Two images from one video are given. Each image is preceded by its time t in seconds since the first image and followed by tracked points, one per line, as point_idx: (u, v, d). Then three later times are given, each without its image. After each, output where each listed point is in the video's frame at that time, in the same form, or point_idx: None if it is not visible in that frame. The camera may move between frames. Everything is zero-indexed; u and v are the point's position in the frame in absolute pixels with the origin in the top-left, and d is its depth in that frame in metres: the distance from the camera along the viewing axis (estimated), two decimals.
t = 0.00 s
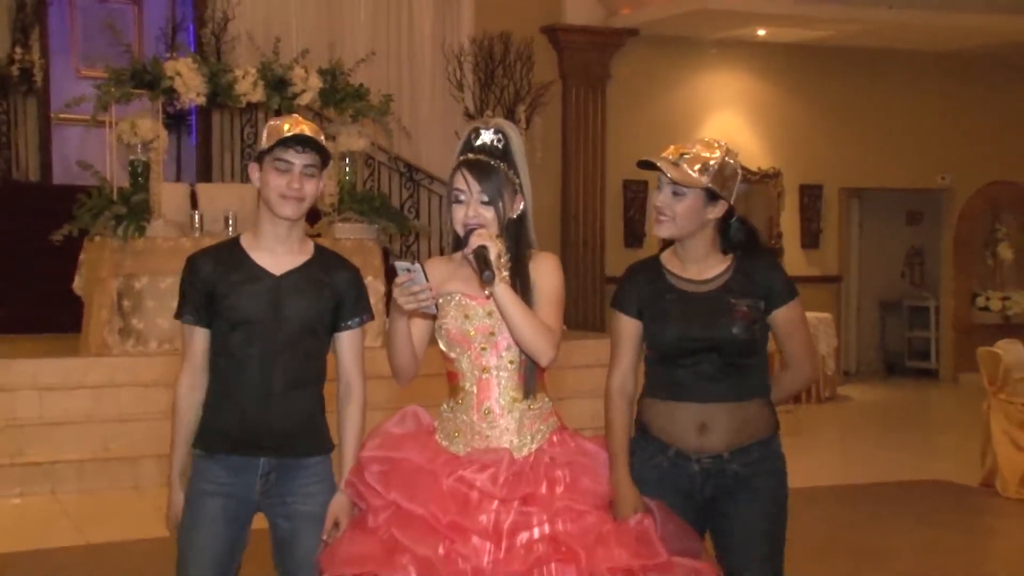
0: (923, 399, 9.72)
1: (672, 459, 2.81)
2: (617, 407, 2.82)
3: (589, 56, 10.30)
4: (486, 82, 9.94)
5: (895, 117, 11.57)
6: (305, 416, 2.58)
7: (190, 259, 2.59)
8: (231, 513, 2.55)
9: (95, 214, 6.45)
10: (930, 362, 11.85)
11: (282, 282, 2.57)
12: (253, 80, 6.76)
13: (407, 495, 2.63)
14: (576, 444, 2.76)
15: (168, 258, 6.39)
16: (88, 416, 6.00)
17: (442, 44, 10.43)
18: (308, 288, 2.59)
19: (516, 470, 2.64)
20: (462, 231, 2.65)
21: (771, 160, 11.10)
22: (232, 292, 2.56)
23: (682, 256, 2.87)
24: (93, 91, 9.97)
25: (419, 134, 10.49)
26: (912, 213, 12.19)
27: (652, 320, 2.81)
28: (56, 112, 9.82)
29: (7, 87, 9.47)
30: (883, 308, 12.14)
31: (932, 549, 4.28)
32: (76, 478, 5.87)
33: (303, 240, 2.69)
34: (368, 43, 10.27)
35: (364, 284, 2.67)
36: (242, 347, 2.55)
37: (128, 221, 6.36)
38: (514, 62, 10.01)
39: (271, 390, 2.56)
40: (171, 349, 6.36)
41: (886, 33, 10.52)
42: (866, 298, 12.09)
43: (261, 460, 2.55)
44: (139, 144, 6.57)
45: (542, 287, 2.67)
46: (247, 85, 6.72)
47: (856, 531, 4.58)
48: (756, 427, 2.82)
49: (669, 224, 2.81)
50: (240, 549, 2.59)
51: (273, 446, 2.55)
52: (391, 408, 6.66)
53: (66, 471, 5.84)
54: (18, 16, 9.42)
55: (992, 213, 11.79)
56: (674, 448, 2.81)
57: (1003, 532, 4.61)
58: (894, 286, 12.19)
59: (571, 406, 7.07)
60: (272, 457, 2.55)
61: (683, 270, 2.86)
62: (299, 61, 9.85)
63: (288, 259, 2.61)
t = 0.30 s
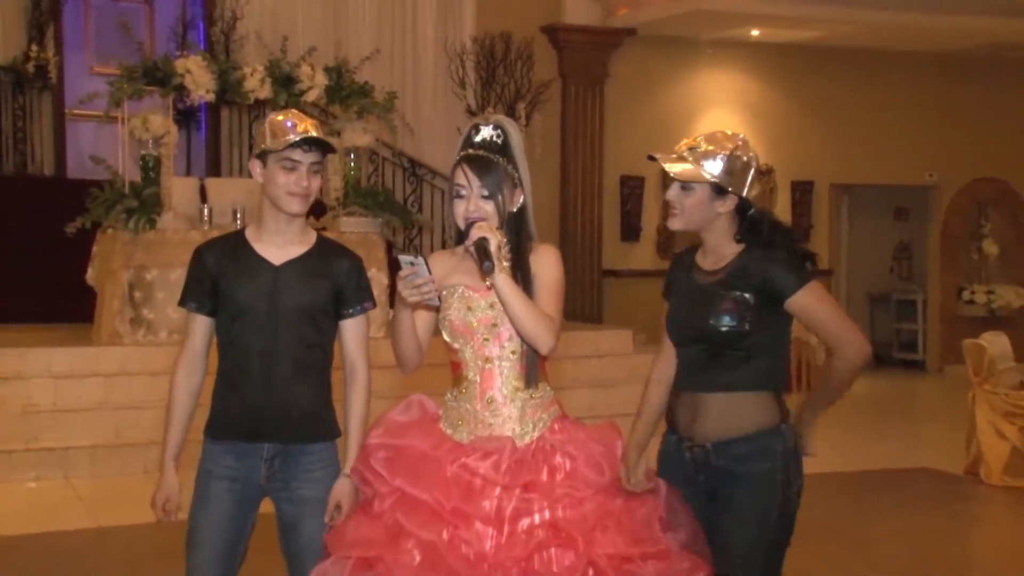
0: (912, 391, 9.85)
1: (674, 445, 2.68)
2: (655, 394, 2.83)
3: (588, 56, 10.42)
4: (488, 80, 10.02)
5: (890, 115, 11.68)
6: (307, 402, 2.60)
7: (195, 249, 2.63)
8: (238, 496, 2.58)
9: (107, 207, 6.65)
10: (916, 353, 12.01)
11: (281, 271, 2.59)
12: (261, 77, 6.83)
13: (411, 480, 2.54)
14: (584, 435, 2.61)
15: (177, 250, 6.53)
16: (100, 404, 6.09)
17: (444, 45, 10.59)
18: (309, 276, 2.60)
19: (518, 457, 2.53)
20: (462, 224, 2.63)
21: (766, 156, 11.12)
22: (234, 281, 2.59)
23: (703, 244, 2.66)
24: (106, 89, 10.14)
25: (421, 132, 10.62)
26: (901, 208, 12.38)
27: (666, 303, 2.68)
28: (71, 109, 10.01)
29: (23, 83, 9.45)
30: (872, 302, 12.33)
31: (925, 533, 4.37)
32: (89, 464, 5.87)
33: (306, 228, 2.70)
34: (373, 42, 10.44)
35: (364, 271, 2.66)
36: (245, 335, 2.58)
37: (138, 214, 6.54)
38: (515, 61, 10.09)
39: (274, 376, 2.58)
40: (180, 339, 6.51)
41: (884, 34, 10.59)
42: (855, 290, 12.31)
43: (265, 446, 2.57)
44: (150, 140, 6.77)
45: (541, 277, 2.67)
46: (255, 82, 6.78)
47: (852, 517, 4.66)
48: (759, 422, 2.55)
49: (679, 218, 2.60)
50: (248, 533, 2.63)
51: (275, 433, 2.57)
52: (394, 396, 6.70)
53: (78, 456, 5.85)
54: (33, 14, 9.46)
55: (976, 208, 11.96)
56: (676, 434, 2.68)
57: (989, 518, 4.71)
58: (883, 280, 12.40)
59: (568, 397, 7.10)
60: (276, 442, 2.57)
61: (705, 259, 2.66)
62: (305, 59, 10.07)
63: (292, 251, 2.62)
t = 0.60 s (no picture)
0: (900, 382, 9.99)
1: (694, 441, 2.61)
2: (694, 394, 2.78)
3: (587, 57, 10.55)
4: (488, 81, 10.16)
5: (887, 116, 11.89)
6: (310, 393, 2.66)
7: (201, 245, 2.67)
8: (243, 485, 2.65)
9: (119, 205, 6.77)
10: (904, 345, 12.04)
11: (286, 266, 2.64)
12: (268, 78, 6.99)
13: (416, 471, 2.61)
14: (582, 426, 2.69)
15: (187, 246, 6.68)
16: (113, 396, 6.21)
17: (445, 45, 10.68)
18: (312, 270, 2.65)
19: (519, 448, 2.59)
20: (467, 221, 2.68)
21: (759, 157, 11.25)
22: (239, 276, 2.62)
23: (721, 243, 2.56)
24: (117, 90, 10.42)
25: (424, 131, 10.76)
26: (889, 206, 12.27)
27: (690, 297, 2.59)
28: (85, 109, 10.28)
29: (38, 85, 9.42)
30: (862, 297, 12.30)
31: (910, 520, 4.49)
32: (103, 453, 5.94)
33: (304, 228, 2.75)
34: (377, 42, 10.53)
35: (364, 263, 2.72)
36: (251, 327, 2.63)
37: (150, 212, 6.66)
38: (515, 62, 10.25)
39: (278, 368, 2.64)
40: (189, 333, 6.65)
41: (884, 36, 10.69)
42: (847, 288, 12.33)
43: (270, 435, 2.63)
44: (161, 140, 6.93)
45: (543, 273, 2.69)
46: (263, 83, 6.94)
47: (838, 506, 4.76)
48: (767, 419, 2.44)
49: (693, 217, 2.52)
50: (252, 520, 2.70)
51: (279, 423, 2.63)
52: (397, 388, 6.84)
53: (93, 446, 5.93)
54: (47, 16, 9.60)
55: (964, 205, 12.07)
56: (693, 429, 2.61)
57: (970, 505, 4.84)
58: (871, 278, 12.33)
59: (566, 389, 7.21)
60: (280, 432, 2.64)
61: (723, 257, 2.56)
62: (311, 60, 10.16)
63: (295, 247, 2.67)
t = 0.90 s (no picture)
0: (887, 374, 10.13)
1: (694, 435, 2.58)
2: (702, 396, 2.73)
3: (585, 58, 10.63)
4: (488, 82, 10.28)
5: (883, 114, 12.04)
6: (319, 386, 2.69)
7: (212, 240, 2.65)
8: (252, 474, 2.66)
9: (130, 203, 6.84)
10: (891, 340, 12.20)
11: (298, 263, 2.65)
12: (275, 78, 7.08)
13: (416, 460, 2.54)
14: (575, 420, 2.61)
15: (197, 242, 6.81)
16: (124, 386, 6.32)
17: (448, 47, 10.90)
18: (321, 266, 2.67)
19: (515, 439, 2.52)
20: (474, 219, 2.61)
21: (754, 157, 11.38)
22: (252, 271, 2.62)
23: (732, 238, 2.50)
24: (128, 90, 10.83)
25: (426, 131, 10.93)
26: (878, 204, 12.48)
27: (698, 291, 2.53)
28: (95, 109, 10.63)
29: (52, 86, 10.11)
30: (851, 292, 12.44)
31: (898, 507, 4.61)
32: (115, 442, 6.11)
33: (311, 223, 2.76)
34: (381, 44, 10.74)
35: (369, 259, 2.77)
36: (263, 321, 2.64)
37: (160, 209, 6.74)
38: (515, 63, 10.34)
39: (288, 362, 2.65)
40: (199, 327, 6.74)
41: (884, 39, 10.80)
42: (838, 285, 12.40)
43: (280, 425, 2.65)
44: (171, 139, 7.03)
45: (547, 272, 2.62)
46: (269, 84, 7.04)
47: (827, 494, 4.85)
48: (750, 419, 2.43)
49: (705, 215, 2.47)
50: (257, 509, 2.70)
51: (288, 414, 2.65)
52: (400, 381, 6.93)
53: (105, 436, 6.08)
54: (61, 20, 10.09)
55: (950, 204, 12.22)
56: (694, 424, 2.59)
57: (957, 494, 4.95)
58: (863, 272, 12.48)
59: (564, 382, 7.33)
60: (289, 422, 2.66)
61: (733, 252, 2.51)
62: (317, 62, 10.40)
63: (305, 243, 2.68)
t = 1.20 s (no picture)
0: (875, 368, 10.25)
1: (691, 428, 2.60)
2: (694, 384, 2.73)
3: (582, 60, 10.72)
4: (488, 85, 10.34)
5: (876, 114, 12.22)
6: (325, 381, 2.74)
7: (218, 242, 2.71)
8: (262, 467, 2.72)
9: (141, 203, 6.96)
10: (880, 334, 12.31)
11: (300, 262, 2.69)
12: (280, 82, 7.19)
13: (418, 452, 2.52)
14: (577, 414, 2.60)
15: (206, 241, 6.91)
16: (134, 382, 6.42)
17: (447, 49, 11.34)
18: (325, 264, 2.71)
19: (515, 431, 2.50)
20: (475, 217, 2.59)
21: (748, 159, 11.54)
22: (256, 270, 2.66)
23: (732, 234, 2.51)
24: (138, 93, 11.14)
25: (426, 130, 11.39)
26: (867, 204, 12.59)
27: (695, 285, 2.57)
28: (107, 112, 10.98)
29: (65, 90, 10.36)
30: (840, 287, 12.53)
31: (889, 496, 4.73)
32: (126, 437, 6.16)
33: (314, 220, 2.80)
34: (383, 47, 11.23)
35: (372, 257, 2.79)
36: (268, 319, 2.68)
37: (169, 209, 6.87)
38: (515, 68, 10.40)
39: (293, 358, 2.70)
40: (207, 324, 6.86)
41: (878, 42, 10.93)
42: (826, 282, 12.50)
43: (287, 420, 2.71)
44: (179, 140, 7.13)
45: (545, 269, 2.60)
46: (275, 87, 7.15)
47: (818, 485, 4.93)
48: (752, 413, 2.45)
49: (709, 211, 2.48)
50: (267, 501, 2.77)
51: (296, 409, 2.70)
52: (403, 375, 7.03)
53: (117, 430, 6.15)
54: (74, 25, 10.41)
55: (937, 203, 12.42)
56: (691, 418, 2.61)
57: (944, 484, 5.06)
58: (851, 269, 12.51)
59: (563, 376, 7.42)
60: (297, 417, 2.71)
61: (733, 248, 2.52)
62: (321, 65, 10.96)
63: (308, 242, 2.73)
